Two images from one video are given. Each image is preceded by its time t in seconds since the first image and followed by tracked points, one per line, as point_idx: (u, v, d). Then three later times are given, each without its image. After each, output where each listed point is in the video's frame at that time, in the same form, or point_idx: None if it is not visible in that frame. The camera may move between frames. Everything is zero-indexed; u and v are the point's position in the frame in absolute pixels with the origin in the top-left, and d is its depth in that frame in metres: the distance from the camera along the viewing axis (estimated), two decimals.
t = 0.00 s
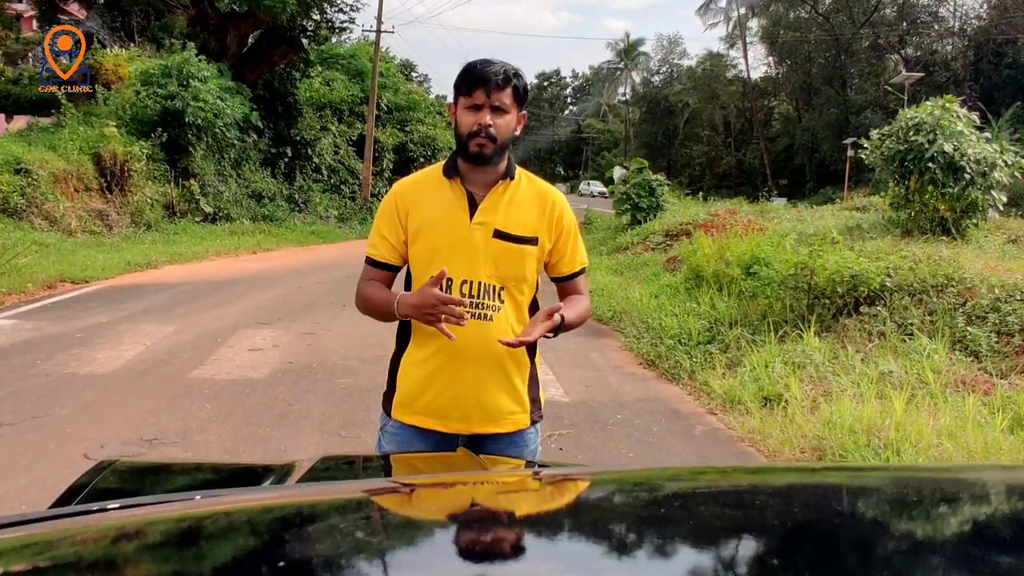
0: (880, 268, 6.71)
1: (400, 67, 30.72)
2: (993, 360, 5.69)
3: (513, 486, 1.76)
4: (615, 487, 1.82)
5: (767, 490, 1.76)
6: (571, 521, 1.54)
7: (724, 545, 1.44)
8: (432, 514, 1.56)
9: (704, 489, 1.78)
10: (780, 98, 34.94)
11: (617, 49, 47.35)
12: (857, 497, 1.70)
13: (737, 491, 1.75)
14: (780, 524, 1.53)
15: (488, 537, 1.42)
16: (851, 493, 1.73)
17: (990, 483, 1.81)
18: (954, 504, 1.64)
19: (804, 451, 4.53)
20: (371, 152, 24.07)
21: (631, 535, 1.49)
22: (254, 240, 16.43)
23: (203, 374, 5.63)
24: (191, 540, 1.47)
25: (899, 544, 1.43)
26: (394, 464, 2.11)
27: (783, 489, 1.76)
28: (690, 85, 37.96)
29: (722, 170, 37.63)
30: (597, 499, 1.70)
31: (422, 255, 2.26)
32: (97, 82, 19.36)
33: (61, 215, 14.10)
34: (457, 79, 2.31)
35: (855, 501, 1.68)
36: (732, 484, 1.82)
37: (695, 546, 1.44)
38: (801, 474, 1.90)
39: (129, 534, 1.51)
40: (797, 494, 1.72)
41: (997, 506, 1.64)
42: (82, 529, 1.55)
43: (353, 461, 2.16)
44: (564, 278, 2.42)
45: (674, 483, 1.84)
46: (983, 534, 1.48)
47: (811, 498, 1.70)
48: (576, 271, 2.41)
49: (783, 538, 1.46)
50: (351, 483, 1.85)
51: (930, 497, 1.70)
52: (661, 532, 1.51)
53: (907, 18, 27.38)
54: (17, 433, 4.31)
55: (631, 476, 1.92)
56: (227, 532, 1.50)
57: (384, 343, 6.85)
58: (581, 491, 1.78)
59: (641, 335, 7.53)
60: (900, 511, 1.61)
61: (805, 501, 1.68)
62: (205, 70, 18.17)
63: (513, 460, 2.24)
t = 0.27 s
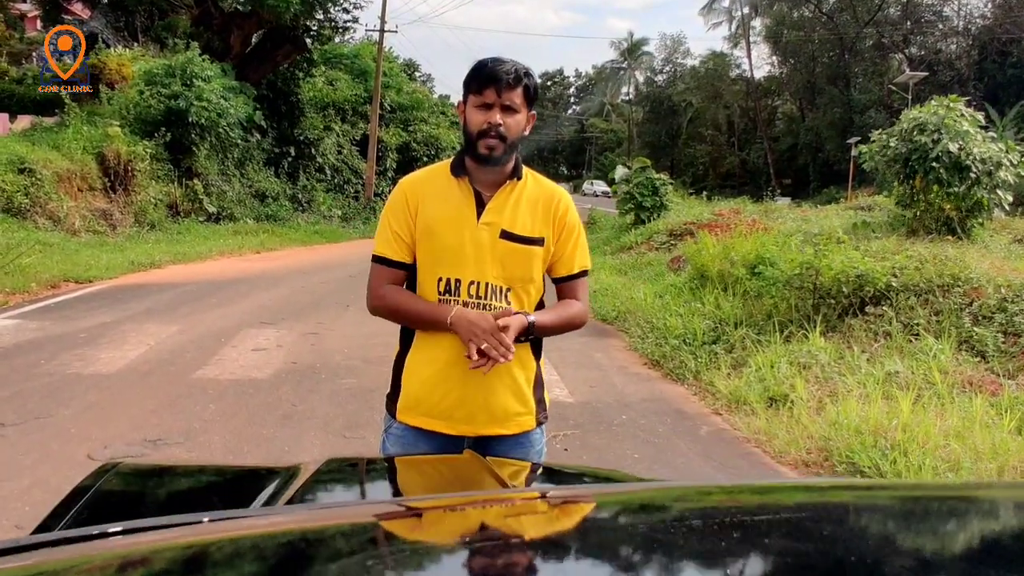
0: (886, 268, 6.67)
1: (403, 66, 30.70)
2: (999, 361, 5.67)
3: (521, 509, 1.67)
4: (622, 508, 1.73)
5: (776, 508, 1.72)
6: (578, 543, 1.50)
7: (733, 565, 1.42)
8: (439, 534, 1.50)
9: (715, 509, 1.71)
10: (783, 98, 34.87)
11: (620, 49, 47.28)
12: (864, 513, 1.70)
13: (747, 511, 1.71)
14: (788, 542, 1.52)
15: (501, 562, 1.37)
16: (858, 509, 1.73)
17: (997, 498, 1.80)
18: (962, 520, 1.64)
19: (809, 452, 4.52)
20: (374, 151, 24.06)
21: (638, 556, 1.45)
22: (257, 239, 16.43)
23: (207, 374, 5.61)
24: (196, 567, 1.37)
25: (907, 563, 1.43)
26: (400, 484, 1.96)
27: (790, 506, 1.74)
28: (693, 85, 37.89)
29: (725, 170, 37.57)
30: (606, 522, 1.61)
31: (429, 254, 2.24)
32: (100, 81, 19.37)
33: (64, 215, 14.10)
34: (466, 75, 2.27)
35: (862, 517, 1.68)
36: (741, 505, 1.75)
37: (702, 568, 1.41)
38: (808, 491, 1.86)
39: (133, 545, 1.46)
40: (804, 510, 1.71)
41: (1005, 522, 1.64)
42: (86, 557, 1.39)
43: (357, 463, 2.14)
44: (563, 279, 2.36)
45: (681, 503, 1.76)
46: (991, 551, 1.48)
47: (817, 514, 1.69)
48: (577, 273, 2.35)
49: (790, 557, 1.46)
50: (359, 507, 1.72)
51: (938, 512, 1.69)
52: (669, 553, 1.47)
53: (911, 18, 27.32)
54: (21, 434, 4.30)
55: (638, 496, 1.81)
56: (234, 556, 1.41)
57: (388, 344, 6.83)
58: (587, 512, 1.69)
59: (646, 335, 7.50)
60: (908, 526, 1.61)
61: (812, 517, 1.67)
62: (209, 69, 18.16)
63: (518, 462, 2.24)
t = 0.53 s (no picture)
0: (888, 267, 6.64)
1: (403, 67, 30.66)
2: (1003, 360, 5.65)
3: (523, 541, 1.45)
4: (629, 540, 1.51)
5: (786, 536, 1.59)
6: None
7: None
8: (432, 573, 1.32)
9: (726, 541, 1.55)
10: (783, 97, 34.86)
11: (620, 49, 47.24)
12: (872, 539, 1.61)
13: (755, 541, 1.57)
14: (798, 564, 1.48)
15: None
16: (866, 534, 1.64)
17: (1000, 516, 1.76)
18: (970, 540, 1.62)
19: (812, 453, 4.51)
20: (374, 152, 24.03)
21: None
22: (257, 241, 16.42)
23: (207, 377, 5.59)
24: None
25: None
26: (404, 498, 1.86)
27: (799, 533, 1.62)
28: (692, 84, 37.88)
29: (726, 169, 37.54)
30: (615, 559, 1.42)
31: (430, 257, 2.22)
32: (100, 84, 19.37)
33: (64, 217, 14.10)
34: (464, 75, 2.27)
35: (869, 540, 1.62)
36: (749, 533, 1.60)
37: None
38: (812, 515, 1.74)
39: (123, 566, 1.41)
40: (811, 536, 1.61)
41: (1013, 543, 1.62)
42: None
43: (358, 469, 2.13)
44: (567, 277, 2.34)
45: (688, 532, 1.59)
46: None
47: (826, 541, 1.59)
48: (578, 272, 2.34)
49: None
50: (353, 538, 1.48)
51: (945, 532, 1.66)
52: None
53: (911, 15, 27.27)
54: (21, 438, 4.28)
55: (644, 523, 1.60)
56: None
57: (389, 345, 6.81)
58: (594, 544, 1.48)
59: (647, 335, 7.48)
60: (917, 548, 1.59)
61: (823, 547, 1.56)
62: (208, 71, 18.16)
63: (520, 465, 2.24)
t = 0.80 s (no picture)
0: (888, 265, 6.63)
1: (401, 66, 30.63)
2: (1004, 358, 5.65)
3: (530, 557, 1.40)
4: (634, 554, 1.44)
5: (788, 553, 1.48)
6: None
7: None
8: None
9: (727, 556, 1.44)
10: (782, 95, 34.88)
11: (619, 47, 47.21)
12: (876, 553, 1.51)
13: (758, 556, 1.46)
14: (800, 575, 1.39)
15: None
16: (868, 546, 1.54)
17: (1000, 523, 1.71)
18: (974, 550, 1.54)
19: (813, 453, 4.49)
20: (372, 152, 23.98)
21: None
22: (256, 240, 16.39)
23: (206, 376, 5.58)
24: None
25: None
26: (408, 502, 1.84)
27: (799, 548, 1.51)
28: (691, 83, 37.86)
29: (724, 168, 37.53)
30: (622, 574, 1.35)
31: (431, 254, 2.20)
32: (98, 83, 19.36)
33: (63, 217, 14.07)
34: (458, 72, 2.27)
35: (872, 551, 1.53)
36: (749, 548, 1.50)
37: None
38: (812, 527, 1.64)
39: None
40: (813, 549, 1.51)
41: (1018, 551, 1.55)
42: None
43: (358, 469, 2.11)
44: (573, 273, 2.33)
45: (688, 546, 1.48)
46: None
47: (828, 553, 1.49)
48: (582, 267, 2.33)
49: None
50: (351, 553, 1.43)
51: (949, 543, 1.58)
52: None
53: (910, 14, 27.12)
54: (19, 438, 4.27)
55: (647, 536, 1.52)
56: None
57: (389, 345, 6.80)
58: (602, 558, 1.42)
59: (647, 334, 7.47)
60: (920, 557, 1.51)
61: (827, 561, 1.46)
62: (206, 70, 18.14)
63: (523, 464, 2.22)
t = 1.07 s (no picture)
0: (888, 264, 6.62)
1: (401, 65, 30.61)
2: (1004, 358, 5.64)
3: (533, 564, 1.37)
4: (637, 560, 1.42)
5: (790, 559, 1.45)
6: None
7: None
8: None
9: (729, 565, 1.41)
10: (781, 95, 34.84)
11: (618, 47, 47.18)
12: (878, 558, 1.50)
13: (761, 564, 1.43)
14: None
15: None
16: (870, 552, 1.53)
17: (1002, 527, 1.70)
18: (976, 556, 1.53)
19: (813, 452, 4.48)
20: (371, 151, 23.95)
21: None
22: (255, 239, 16.37)
23: (205, 376, 5.56)
24: None
25: None
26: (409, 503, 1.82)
27: (801, 553, 1.50)
28: (690, 82, 37.85)
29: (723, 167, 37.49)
30: None
31: (433, 252, 2.19)
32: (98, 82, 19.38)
33: (61, 216, 14.05)
34: (454, 73, 2.26)
35: (875, 557, 1.51)
36: (753, 554, 1.47)
37: None
38: (815, 531, 1.61)
39: None
40: (815, 556, 1.48)
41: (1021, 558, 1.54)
42: None
43: (357, 469, 2.10)
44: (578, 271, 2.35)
45: (689, 553, 1.46)
46: None
47: (830, 562, 1.47)
48: (586, 265, 2.34)
49: None
50: (348, 558, 1.39)
51: (949, 547, 1.57)
52: None
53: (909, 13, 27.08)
54: (19, 437, 4.26)
55: (649, 543, 1.50)
56: None
57: (389, 344, 6.79)
58: (606, 565, 1.39)
59: (647, 334, 7.47)
60: (923, 564, 1.49)
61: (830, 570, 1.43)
62: (205, 69, 18.13)
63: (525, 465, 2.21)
